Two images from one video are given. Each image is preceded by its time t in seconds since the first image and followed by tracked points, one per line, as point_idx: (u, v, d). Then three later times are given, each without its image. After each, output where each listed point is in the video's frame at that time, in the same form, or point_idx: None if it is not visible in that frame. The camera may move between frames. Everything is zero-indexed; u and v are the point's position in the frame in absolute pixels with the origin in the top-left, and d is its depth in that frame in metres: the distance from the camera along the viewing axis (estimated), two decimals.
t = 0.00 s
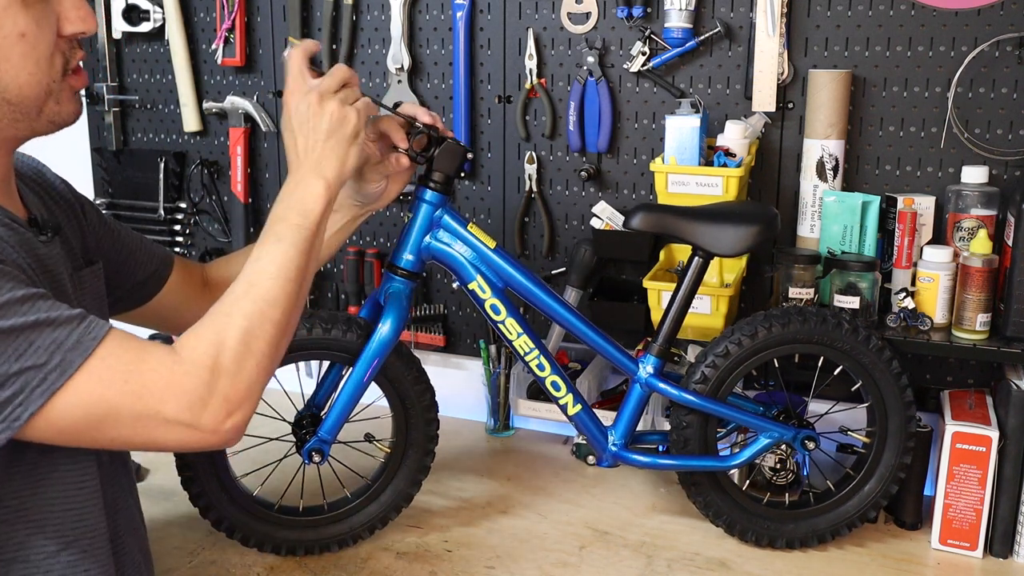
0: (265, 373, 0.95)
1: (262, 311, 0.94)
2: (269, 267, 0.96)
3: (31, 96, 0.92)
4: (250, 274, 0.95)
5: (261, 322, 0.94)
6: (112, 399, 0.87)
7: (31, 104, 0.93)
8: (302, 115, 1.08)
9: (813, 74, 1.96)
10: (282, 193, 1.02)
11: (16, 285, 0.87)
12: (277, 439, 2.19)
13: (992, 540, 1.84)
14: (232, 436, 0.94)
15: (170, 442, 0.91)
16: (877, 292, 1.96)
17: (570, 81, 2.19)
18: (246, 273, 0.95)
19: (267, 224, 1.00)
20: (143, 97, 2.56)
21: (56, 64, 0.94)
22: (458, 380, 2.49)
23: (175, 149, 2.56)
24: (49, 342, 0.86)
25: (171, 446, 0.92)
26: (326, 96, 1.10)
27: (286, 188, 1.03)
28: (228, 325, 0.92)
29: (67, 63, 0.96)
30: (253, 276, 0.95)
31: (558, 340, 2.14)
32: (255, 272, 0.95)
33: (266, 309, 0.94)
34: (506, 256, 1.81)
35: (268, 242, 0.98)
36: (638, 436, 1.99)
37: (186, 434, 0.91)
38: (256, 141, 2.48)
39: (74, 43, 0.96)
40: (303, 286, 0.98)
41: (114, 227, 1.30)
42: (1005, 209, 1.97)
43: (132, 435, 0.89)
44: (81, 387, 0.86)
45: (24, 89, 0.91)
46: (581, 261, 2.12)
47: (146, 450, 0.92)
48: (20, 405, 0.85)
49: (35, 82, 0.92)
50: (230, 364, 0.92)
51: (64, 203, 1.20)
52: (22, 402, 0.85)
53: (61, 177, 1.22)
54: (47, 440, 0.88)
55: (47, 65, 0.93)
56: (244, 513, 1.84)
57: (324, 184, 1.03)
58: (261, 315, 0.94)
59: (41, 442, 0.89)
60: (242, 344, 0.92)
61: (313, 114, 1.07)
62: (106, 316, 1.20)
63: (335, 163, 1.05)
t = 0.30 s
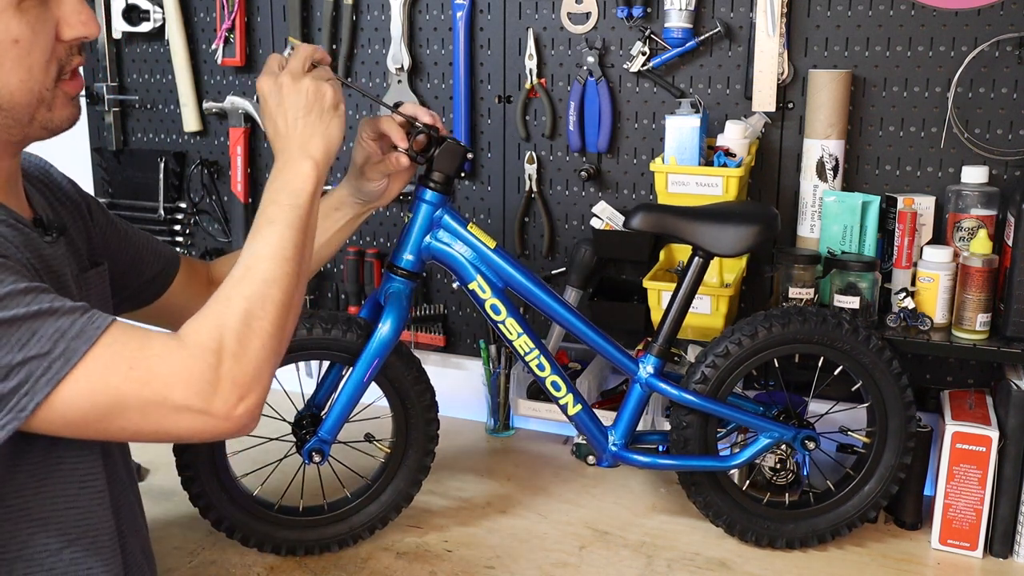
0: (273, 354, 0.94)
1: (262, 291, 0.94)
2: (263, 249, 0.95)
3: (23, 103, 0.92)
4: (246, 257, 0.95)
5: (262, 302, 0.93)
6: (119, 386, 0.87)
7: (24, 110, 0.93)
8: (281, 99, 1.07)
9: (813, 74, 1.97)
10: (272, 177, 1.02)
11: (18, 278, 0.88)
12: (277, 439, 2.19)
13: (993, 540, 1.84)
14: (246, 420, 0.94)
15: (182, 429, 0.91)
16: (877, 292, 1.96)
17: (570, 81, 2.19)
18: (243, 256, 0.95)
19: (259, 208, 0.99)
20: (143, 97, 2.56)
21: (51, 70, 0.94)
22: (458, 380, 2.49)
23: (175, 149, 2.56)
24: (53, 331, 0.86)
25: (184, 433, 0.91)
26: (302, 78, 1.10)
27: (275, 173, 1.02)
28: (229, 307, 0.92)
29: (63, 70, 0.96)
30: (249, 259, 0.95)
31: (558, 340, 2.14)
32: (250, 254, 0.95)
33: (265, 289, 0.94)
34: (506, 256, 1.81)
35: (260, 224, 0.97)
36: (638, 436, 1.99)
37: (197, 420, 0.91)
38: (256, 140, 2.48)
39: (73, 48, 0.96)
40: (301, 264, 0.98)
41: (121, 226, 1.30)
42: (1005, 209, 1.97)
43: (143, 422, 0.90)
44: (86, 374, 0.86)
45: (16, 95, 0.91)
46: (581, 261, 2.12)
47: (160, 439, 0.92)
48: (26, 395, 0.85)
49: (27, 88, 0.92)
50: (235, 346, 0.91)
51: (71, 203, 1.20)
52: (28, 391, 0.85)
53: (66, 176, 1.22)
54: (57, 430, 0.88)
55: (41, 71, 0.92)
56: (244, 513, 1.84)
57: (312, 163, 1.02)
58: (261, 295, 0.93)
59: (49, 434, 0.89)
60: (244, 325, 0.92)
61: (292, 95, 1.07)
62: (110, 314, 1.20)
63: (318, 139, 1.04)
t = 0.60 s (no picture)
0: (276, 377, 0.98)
1: (269, 314, 0.97)
2: (270, 272, 0.99)
3: (21, 105, 0.92)
4: (250, 276, 0.98)
5: (269, 325, 0.97)
6: (133, 407, 0.89)
7: (24, 113, 0.93)
8: (294, 109, 1.08)
9: (813, 74, 1.96)
10: (273, 191, 1.04)
11: (42, 290, 0.89)
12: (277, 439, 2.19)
13: (993, 540, 1.84)
14: (248, 439, 0.97)
15: (188, 447, 0.94)
16: (877, 292, 1.96)
17: (570, 81, 2.19)
18: (248, 276, 0.98)
19: (260, 221, 1.02)
20: (143, 97, 2.56)
21: (51, 72, 0.94)
22: (458, 380, 2.50)
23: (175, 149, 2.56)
24: (73, 348, 0.88)
25: (190, 451, 0.94)
26: (314, 91, 1.10)
27: (280, 186, 1.05)
28: (238, 330, 0.95)
29: (64, 72, 0.95)
30: (255, 280, 0.98)
31: (558, 341, 2.14)
32: (255, 275, 0.98)
33: (271, 312, 0.97)
34: (507, 257, 1.82)
35: (265, 243, 1.00)
36: (638, 436, 1.98)
37: (204, 439, 0.94)
38: (256, 140, 2.47)
39: (75, 50, 0.96)
40: (301, 286, 1.02)
41: (128, 229, 1.31)
42: (1005, 209, 1.97)
43: (153, 441, 0.92)
44: (102, 393, 0.88)
45: (13, 98, 0.91)
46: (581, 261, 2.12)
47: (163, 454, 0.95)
48: (42, 410, 0.87)
49: (23, 91, 0.92)
50: (243, 370, 0.94)
51: (78, 205, 1.21)
52: (45, 407, 0.87)
53: (71, 175, 1.22)
54: (68, 445, 0.90)
55: (39, 75, 0.92)
56: (245, 513, 1.84)
57: (314, 183, 1.07)
58: (268, 319, 0.97)
59: (61, 446, 0.91)
60: (252, 349, 0.95)
61: (306, 110, 1.08)
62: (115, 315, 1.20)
63: (321, 159, 1.08)
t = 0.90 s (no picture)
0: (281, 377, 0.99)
1: (276, 316, 0.98)
2: (276, 272, 0.99)
3: (24, 104, 0.92)
4: (257, 277, 0.99)
5: (277, 326, 0.98)
6: (142, 406, 0.90)
7: (28, 111, 0.93)
8: (295, 112, 1.08)
9: (813, 74, 1.97)
10: (278, 193, 1.05)
11: (49, 291, 0.89)
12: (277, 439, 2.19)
13: (993, 540, 1.84)
14: (254, 438, 0.99)
15: (194, 446, 0.95)
16: (877, 292, 1.96)
17: (570, 81, 2.19)
18: (255, 276, 0.99)
19: (266, 223, 1.02)
20: (143, 97, 2.56)
21: (53, 69, 0.94)
22: (458, 380, 2.50)
23: (175, 149, 2.56)
24: (81, 349, 0.88)
25: (197, 450, 0.96)
26: (318, 93, 1.11)
27: (283, 189, 1.05)
28: (246, 330, 0.96)
29: (66, 69, 0.96)
30: (263, 281, 0.98)
31: (558, 341, 2.14)
32: (262, 276, 0.99)
33: (278, 312, 0.98)
34: (507, 257, 1.82)
35: (271, 245, 1.01)
36: (638, 436, 1.98)
37: (210, 439, 0.95)
38: (256, 140, 2.47)
39: (77, 46, 0.96)
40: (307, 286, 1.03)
41: (133, 227, 1.31)
42: (1005, 209, 1.97)
43: (161, 440, 0.93)
44: (110, 394, 0.89)
45: (15, 97, 0.91)
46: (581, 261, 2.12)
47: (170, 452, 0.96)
48: (50, 410, 0.87)
49: (25, 90, 0.92)
50: (250, 371, 0.95)
51: (81, 204, 1.21)
52: (53, 408, 0.87)
53: (73, 173, 1.22)
54: (75, 445, 0.91)
55: (40, 73, 0.92)
56: (244, 513, 1.84)
57: (319, 184, 1.07)
58: (275, 319, 0.98)
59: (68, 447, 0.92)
60: (259, 350, 0.96)
61: (309, 113, 1.08)
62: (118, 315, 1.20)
63: (325, 160, 1.08)
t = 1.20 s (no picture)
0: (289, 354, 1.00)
1: (279, 294, 0.98)
2: (275, 250, 0.99)
3: (30, 102, 0.92)
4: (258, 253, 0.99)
5: (280, 305, 0.98)
6: (153, 392, 0.91)
7: (32, 111, 0.93)
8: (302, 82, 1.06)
9: (814, 74, 1.97)
10: (275, 163, 1.04)
11: (54, 282, 0.90)
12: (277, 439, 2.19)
13: (993, 540, 1.84)
14: (265, 416, 0.99)
15: (206, 428, 0.96)
16: (877, 292, 1.96)
17: (570, 81, 2.19)
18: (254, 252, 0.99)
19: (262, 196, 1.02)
20: (143, 97, 2.56)
21: (59, 66, 0.94)
22: (458, 380, 2.50)
23: (175, 149, 2.56)
24: (90, 337, 0.89)
25: (209, 432, 0.96)
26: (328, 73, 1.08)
27: (280, 157, 1.04)
28: (250, 310, 0.96)
29: (74, 66, 0.96)
30: (262, 259, 0.99)
31: (558, 341, 2.14)
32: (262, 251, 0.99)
33: (281, 290, 0.98)
34: (507, 257, 1.82)
35: (269, 220, 1.01)
36: (638, 436, 1.98)
37: (221, 420, 0.96)
38: (256, 140, 2.47)
39: (83, 44, 0.96)
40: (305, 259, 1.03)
41: (132, 226, 1.31)
42: (1005, 209, 1.97)
43: (172, 424, 0.94)
44: (122, 381, 0.90)
45: (21, 95, 0.91)
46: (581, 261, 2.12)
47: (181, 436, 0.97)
48: (64, 399, 0.88)
49: (31, 88, 0.92)
50: (257, 351, 0.96)
51: (80, 203, 1.21)
52: (67, 396, 0.88)
53: (73, 173, 1.22)
54: (87, 434, 0.92)
55: (46, 71, 0.92)
56: (244, 513, 1.84)
57: (313, 157, 1.07)
58: (278, 297, 0.98)
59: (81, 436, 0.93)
60: (265, 329, 0.97)
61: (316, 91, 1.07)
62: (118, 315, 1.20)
63: (321, 134, 1.08)
